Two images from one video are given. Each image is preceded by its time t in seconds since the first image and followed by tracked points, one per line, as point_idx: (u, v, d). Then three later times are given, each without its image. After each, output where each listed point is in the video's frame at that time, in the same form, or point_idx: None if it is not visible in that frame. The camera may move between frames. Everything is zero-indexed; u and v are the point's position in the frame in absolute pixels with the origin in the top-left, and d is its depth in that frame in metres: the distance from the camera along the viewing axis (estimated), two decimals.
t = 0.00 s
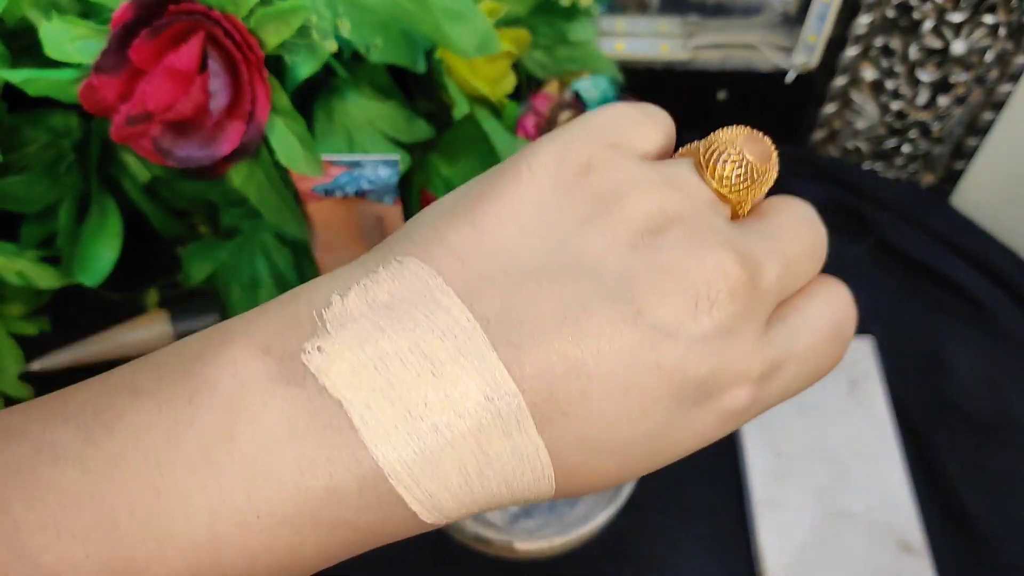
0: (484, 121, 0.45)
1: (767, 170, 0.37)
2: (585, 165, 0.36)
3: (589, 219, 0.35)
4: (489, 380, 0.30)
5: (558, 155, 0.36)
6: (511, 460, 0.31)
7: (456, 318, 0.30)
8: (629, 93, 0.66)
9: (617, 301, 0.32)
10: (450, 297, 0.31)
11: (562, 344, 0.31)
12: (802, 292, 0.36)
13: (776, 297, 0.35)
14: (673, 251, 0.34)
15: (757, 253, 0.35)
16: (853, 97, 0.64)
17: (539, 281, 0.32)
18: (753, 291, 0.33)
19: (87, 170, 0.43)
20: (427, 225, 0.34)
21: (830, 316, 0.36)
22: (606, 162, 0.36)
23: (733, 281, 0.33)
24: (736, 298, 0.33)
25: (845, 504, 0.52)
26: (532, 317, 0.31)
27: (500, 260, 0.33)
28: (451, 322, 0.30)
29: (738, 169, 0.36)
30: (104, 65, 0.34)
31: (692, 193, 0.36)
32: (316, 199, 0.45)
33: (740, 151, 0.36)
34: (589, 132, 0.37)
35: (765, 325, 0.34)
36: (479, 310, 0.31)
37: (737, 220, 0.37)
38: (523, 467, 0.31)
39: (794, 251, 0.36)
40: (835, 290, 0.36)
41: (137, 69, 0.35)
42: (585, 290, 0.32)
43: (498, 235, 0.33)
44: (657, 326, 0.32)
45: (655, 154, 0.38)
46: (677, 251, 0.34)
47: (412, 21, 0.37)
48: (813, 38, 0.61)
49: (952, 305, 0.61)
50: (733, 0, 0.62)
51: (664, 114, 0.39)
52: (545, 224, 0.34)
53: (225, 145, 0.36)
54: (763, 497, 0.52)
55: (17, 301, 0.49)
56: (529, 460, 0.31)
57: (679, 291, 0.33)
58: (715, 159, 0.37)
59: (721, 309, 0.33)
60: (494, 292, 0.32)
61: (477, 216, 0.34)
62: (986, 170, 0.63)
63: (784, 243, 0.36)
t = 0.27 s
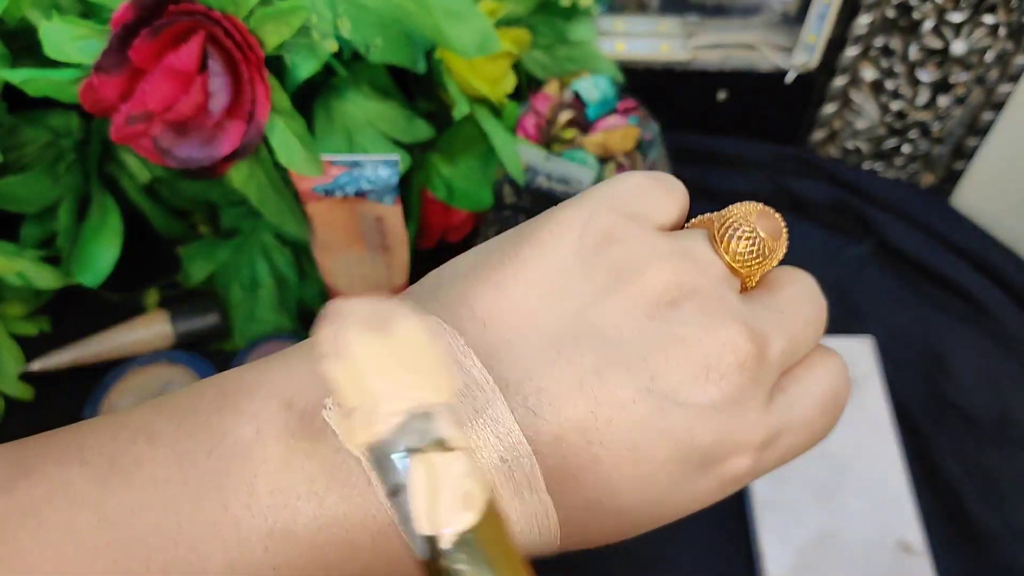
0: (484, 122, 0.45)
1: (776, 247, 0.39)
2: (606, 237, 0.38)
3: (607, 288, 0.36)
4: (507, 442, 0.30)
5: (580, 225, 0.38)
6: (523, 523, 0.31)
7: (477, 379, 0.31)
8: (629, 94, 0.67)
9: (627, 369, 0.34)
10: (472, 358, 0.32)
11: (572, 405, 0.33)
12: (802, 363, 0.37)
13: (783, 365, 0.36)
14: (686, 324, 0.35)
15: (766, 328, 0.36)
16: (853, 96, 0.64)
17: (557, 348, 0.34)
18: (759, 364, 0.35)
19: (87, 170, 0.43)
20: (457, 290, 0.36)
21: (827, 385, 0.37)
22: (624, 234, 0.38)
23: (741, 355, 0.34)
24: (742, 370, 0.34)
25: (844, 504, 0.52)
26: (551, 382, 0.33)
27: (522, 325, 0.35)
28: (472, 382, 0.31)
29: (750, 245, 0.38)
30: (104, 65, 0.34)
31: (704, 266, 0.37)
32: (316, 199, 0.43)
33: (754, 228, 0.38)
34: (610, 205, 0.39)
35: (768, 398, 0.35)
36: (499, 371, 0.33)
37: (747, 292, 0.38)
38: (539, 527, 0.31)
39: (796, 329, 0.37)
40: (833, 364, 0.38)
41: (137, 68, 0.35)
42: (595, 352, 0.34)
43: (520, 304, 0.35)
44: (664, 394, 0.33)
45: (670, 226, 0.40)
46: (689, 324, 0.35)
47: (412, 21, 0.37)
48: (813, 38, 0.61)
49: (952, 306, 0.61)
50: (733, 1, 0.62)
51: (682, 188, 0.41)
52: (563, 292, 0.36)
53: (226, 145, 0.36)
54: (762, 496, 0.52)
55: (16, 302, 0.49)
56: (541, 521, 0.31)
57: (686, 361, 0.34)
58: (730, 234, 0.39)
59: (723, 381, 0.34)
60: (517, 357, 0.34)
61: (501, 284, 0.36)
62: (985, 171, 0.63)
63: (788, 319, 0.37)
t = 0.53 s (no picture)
0: (483, 121, 0.45)
1: (767, 262, 0.38)
2: (602, 249, 0.38)
3: (604, 299, 0.36)
4: (508, 449, 0.30)
5: (579, 239, 0.38)
6: (515, 524, 0.31)
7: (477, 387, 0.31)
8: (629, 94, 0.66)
9: (622, 379, 0.34)
10: (474, 368, 0.32)
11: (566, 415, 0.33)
12: (788, 375, 0.38)
13: (769, 378, 0.37)
14: (682, 337, 0.35)
15: (754, 340, 0.37)
16: (853, 96, 0.64)
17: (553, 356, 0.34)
18: (747, 374, 0.36)
19: (87, 169, 0.43)
20: (460, 296, 0.36)
21: (810, 397, 0.38)
22: (621, 248, 0.38)
23: (731, 365, 0.35)
24: (731, 378, 0.35)
25: (844, 505, 0.52)
26: (549, 391, 0.33)
27: (522, 334, 0.35)
28: (473, 390, 0.31)
29: (738, 260, 0.38)
30: (104, 64, 0.34)
31: (694, 279, 0.38)
32: (315, 199, 0.43)
33: (744, 244, 0.38)
34: (609, 220, 0.39)
35: (756, 408, 0.36)
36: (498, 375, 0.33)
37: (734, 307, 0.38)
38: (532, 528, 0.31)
39: (783, 341, 0.38)
40: (816, 377, 0.38)
41: (137, 68, 0.35)
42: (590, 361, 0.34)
43: (520, 312, 0.35)
44: (653, 401, 0.34)
45: (665, 239, 0.40)
46: (683, 333, 0.36)
47: (412, 21, 0.36)
48: (813, 38, 0.61)
49: (952, 305, 0.61)
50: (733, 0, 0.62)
51: (677, 206, 0.41)
52: (561, 302, 0.36)
53: (225, 145, 0.36)
54: (762, 496, 0.52)
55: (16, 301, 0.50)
56: (533, 524, 0.31)
57: (678, 371, 0.34)
58: (719, 249, 0.38)
59: (713, 390, 0.34)
60: (517, 363, 0.33)
61: (501, 293, 0.36)
62: (986, 170, 0.63)
63: (776, 333, 0.38)
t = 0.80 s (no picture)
0: (483, 121, 0.45)
1: (757, 265, 0.39)
2: (598, 251, 0.38)
3: (600, 296, 0.36)
4: (508, 441, 0.31)
5: (573, 242, 0.38)
6: (514, 517, 0.32)
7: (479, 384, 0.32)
8: (629, 94, 0.66)
9: (618, 378, 0.34)
10: (474, 365, 0.32)
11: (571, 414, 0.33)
12: (778, 374, 0.38)
13: (760, 375, 0.37)
14: (673, 335, 0.36)
15: (744, 337, 0.37)
16: (853, 96, 0.64)
17: (552, 353, 0.34)
18: (740, 373, 0.36)
19: (88, 169, 0.43)
20: (456, 299, 0.36)
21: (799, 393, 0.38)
22: (615, 250, 0.38)
23: (725, 361, 0.35)
24: (725, 377, 0.35)
25: (845, 504, 0.52)
26: (545, 388, 0.33)
27: (519, 335, 0.34)
28: (475, 385, 0.32)
29: (731, 260, 0.38)
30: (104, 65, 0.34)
31: (687, 277, 0.38)
32: (316, 199, 0.42)
33: (735, 245, 0.39)
34: (604, 224, 0.39)
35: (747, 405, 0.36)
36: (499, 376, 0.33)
37: (727, 307, 0.38)
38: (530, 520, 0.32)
39: (775, 344, 0.38)
40: (805, 373, 0.39)
41: (137, 69, 0.35)
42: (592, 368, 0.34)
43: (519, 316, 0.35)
44: (649, 396, 0.34)
45: (656, 245, 0.40)
46: (675, 332, 0.36)
47: (412, 21, 0.37)
48: (813, 38, 0.61)
49: (952, 305, 0.61)
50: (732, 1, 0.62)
51: (668, 209, 0.42)
52: (559, 303, 0.36)
53: (226, 145, 0.36)
54: (762, 495, 0.52)
55: (16, 301, 0.50)
56: (532, 515, 0.32)
57: (672, 369, 0.35)
58: (710, 251, 0.39)
59: (706, 387, 0.34)
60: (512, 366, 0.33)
61: (499, 294, 0.36)
62: (985, 171, 0.63)
63: (768, 333, 0.38)
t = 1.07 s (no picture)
0: (483, 121, 0.45)
1: (791, 298, 0.38)
2: (630, 283, 0.37)
3: (632, 332, 0.36)
4: (533, 475, 0.31)
5: (605, 274, 0.38)
6: (539, 554, 0.32)
7: (506, 417, 0.32)
8: (629, 94, 0.66)
9: (650, 414, 0.34)
10: (501, 398, 0.32)
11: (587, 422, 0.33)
12: (806, 409, 0.38)
13: (790, 411, 0.37)
14: (704, 370, 0.35)
15: (777, 374, 0.37)
16: (853, 96, 0.64)
17: (586, 392, 0.34)
18: (771, 409, 0.36)
19: (88, 169, 0.43)
20: (486, 331, 0.36)
21: (829, 431, 0.38)
22: (647, 282, 0.38)
23: (755, 399, 0.35)
24: (756, 414, 0.35)
25: (845, 505, 0.52)
26: (577, 424, 0.33)
27: (554, 370, 0.34)
28: (500, 417, 0.32)
29: (762, 293, 0.38)
30: (104, 65, 0.34)
31: (716, 309, 0.37)
32: (316, 199, 0.42)
33: (769, 278, 0.38)
34: (635, 254, 0.38)
35: (778, 440, 0.36)
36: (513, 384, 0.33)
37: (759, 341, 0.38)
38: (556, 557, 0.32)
39: (804, 378, 0.38)
40: (834, 410, 0.39)
41: (137, 69, 0.35)
42: (606, 383, 0.34)
43: (546, 346, 0.35)
44: (682, 433, 0.34)
45: (688, 275, 0.40)
46: (708, 369, 0.35)
47: (412, 21, 0.37)
48: (813, 38, 0.61)
49: (952, 305, 0.61)
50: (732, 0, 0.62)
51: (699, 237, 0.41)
52: (590, 338, 0.36)
53: (225, 145, 0.36)
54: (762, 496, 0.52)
55: (16, 301, 0.51)
56: (559, 552, 0.32)
57: (704, 403, 0.34)
58: (742, 283, 0.38)
59: (738, 423, 0.34)
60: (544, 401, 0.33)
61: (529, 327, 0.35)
62: (985, 170, 0.63)
63: (797, 367, 0.38)
